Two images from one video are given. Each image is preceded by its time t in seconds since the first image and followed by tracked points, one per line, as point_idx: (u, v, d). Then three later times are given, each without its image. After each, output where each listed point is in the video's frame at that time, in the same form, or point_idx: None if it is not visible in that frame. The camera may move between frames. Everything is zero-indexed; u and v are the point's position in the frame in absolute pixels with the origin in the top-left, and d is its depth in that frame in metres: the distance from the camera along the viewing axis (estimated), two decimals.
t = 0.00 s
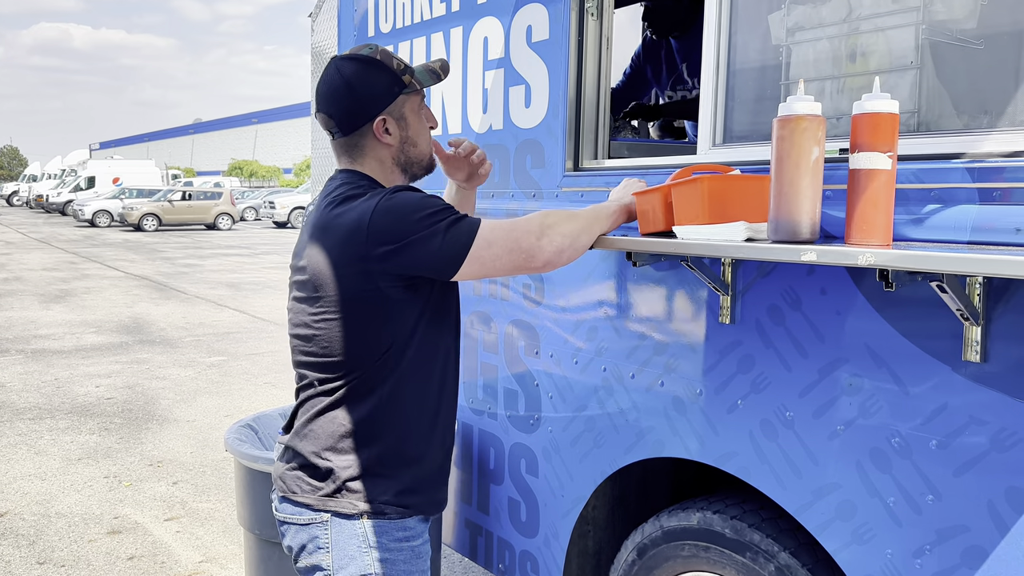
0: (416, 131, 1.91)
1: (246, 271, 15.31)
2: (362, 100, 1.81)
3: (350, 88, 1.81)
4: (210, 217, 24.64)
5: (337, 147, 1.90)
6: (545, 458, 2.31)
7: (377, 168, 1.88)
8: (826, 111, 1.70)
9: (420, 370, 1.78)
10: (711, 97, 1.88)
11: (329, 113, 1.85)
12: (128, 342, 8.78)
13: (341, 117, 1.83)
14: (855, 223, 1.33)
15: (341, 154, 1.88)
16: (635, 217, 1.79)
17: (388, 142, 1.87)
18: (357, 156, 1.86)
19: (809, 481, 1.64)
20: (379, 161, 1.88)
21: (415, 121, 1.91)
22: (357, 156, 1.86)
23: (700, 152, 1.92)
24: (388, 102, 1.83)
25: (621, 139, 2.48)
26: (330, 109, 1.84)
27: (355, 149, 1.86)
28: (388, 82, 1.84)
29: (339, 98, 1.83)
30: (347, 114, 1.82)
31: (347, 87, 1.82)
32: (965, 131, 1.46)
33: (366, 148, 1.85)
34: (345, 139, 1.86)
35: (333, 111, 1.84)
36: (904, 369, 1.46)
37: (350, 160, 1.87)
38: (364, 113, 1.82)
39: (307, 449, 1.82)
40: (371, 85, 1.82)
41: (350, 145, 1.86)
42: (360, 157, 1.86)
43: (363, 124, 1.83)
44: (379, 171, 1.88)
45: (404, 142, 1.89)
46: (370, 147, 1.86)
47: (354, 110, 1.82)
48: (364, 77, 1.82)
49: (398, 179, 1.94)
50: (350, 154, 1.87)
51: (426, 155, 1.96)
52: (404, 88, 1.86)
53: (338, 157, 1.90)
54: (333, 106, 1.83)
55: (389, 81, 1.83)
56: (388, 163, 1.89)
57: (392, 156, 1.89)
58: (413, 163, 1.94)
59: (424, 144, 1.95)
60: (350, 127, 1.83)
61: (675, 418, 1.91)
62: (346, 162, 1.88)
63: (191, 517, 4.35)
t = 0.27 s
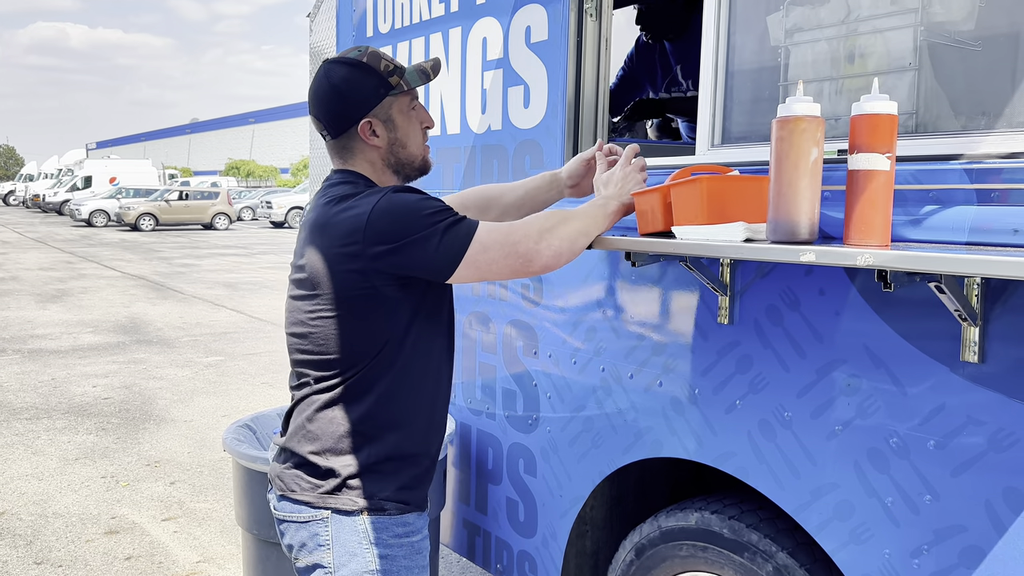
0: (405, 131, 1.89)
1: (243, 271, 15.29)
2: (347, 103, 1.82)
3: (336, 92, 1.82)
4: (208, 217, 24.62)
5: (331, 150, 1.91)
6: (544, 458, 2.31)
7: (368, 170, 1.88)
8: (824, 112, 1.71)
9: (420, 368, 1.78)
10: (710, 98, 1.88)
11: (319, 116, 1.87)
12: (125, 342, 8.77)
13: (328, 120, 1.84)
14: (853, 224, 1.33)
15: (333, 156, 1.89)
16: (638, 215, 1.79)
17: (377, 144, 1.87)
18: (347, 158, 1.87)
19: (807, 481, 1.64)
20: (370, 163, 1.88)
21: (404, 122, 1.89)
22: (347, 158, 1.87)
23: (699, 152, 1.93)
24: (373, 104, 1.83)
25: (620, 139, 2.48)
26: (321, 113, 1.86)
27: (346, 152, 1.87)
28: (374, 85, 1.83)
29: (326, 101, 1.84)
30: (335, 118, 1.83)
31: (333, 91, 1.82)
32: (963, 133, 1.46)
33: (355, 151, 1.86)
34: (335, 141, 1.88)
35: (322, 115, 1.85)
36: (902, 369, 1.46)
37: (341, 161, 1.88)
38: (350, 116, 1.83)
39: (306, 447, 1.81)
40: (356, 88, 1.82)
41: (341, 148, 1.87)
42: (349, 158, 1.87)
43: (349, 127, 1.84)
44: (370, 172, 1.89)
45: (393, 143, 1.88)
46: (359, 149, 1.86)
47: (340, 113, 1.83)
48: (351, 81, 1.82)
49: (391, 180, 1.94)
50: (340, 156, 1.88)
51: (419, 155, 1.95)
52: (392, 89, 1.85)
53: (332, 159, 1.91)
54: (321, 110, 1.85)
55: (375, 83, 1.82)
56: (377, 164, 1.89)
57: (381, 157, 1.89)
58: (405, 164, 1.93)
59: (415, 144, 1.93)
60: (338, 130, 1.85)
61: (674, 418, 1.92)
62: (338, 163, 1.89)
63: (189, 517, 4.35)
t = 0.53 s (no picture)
0: (409, 129, 1.89)
1: (239, 270, 15.27)
2: (348, 103, 1.82)
3: (336, 91, 1.83)
4: (204, 216, 24.58)
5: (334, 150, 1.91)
6: (542, 458, 2.31)
7: (372, 168, 1.88)
8: (823, 113, 1.71)
9: (420, 368, 1.77)
10: (709, 99, 1.89)
11: (321, 117, 1.87)
12: (121, 341, 8.76)
13: (331, 120, 1.85)
14: (852, 224, 1.34)
15: (337, 157, 1.90)
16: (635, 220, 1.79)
17: (380, 142, 1.86)
18: (350, 158, 1.87)
19: (804, 481, 1.65)
20: (374, 162, 1.88)
21: (407, 119, 1.88)
22: (350, 157, 1.87)
23: (697, 152, 1.93)
24: (374, 103, 1.83)
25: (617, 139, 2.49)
26: (323, 114, 1.86)
27: (349, 152, 1.87)
28: (374, 84, 1.83)
29: (327, 102, 1.84)
30: (337, 118, 1.84)
31: (333, 91, 1.83)
32: (960, 133, 1.47)
33: (358, 150, 1.86)
34: (338, 141, 1.88)
35: (324, 115, 1.86)
36: (899, 368, 1.47)
37: (345, 161, 1.88)
38: (351, 115, 1.83)
39: (304, 449, 1.80)
40: (356, 87, 1.82)
41: (345, 147, 1.87)
42: (353, 158, 1.87)
43: (351, 126, 1.84)
44: (375, 171, 1.89)
45: (398, 142, 1.88)
46: (363, 149, 1.86)
47: (342, 112, 1.83)
48: (351, 80, 1.82)
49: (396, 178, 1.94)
50: (344, 155, 1.88)
51: (424, 153, 1.94)
52: (394, 86, 1.85)
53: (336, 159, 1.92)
54: (322, 110, 1.85)
55: (376, 81, 1.83)
56: (382, 163, 1.89)
57: (386, 156, 1.89)
58: (410, 162, 1.92)
59: (419, 142, 1.92)
60: (340, 130, 1.85)
61: (672, 417, 1.92)
62: (342, 163, 1.89)
63: (185, 517, 4.34)
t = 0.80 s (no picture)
0: (424, 132, 1.89)
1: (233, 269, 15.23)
2: (367, 103, 1.82)
3: (355, 91, 1.82)
4: (197, 215, 24.51)
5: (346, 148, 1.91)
6: (537, 457, 2.31)
7: (386, 170, 1.88)
8: (819, 113, 1.72)
9: (422, 369, 1.77)
10: (705, 99, 1.89)
11: (336, 116, 1.86)
12: (113, 340, 8.72)
13: (347, 120, 1.84)
14: (848, 223, 1.34)
15: (349, 156, 1.89)
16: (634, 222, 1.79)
17: (395, 144, 1.87)
18: (364, 159, 1.87)
19: (799, 480, 1.66)
20: (387, 164, 1.88)
21: (422, 123, 1.89)
22: (364, 158, 1.87)
23: (692, 152, 1.93)
24: (392, 104, 1.83)
25: (613, 139, 2.49)
26: (338, 113, 1.85)
27: (363, 152, 1.87)
28: (393, 85, 1.83)
29: (344, 101, 1.83)
30: (352, 117, 1.83)
31: (352, 90, 1.82)
32: (955, 134, 1.48)
33: (373, 151, 1.86)
34: (352, 141, 1.87)
35: (339, 115, 1.85)
36: (894, 367, 1.48)
37: (359, 161, 1.88)
38: (369, 116, 1.83)
39: (307, 453, 1.80)
40: (375, 88, 1.81)
41: (358, 148, 1.87)
42: (367, 159, 1.87)
43: (368, 127, 1.84)
44: (388, 173, 1.89)
45: (413, 146, 1.88)
46: (378, 150, 1.86)
47: (359, 113, 1.82)
48: (369, 80, 1.81)
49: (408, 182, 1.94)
50: (358, 155, 1.88)
51: (436, 159, 1.95)
52: (411, 89, 1.85)
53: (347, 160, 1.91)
54: (339, 109, 1.84)
55: (394, 83, 1.82)
56: (396, 166, 1.89)
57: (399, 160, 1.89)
58: (423, 167, 1.93)
59: (433, 146, 1.93)
60: (357, 130, 1.84)
61: (668, 417, 1.92)
62: (355, 164, 1.89)
63: (179, 516, 4.33)
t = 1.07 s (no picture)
0: (428, 135, 1.89)
1: (222, 267, 15.16)
2: (373, 104, 1.81)
3: (360, 92, 1.81)
4: (186, 213, 24.38)
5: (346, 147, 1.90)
6: (531, 455, 2.31)
7: (387, 171, 1.88)
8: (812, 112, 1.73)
9: (420, 367, 1.76)
10: (698, 98, 1.89)
11: (340, 116, 1.85)
12: (101, 339, 8.67)
13: (351, 120, 1.83)
14: (844, 222, 1.35)
15: (351, 156, 1.88)
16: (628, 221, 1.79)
17: (399, 145, 1.86)
18: (367, 158, 1.86)
19: (793, 477, 1.67)
20: (389, 164, 1.87)
21: (427, 125, 1.89)
22: (367, 158, 1.86)
23: (686, 151, 1.94)
24: (398, 106, 1.83)
25: (606, 138, 2.49)
26: (341, 112, 1.84)
27: (366, 152, 1.86)
28: (398, 86, 1.83)
29: (349, 101, 1.82)
30: (356, 117, 1.83)
31: (357, 91, 1.81)
32: (948, 134, 1.49)
33: (376, 152, 1.85)
34: (356, 141, 1.86)
35: (343, 115, 1.84)
36: (888, 366, 1.49)
37: (361, 161, 1.87)
38: (374, 117, 1.82)
39: (308, 454, 1.79)
40: (381, 89, 1.81)
41: (362, 147, 1.86)
42: (370, 159, 1.86)
43: (373, 128, 1.83)
44: (389, 174, 1.88)
45: (416, 147, 1.88)
46: (381, 150, 1.86)
47: (364, 113, 1.82)
48: (375, 81, 1.81)
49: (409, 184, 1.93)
50: (360, 155, 1.87)
51: (438, 162, 1.94)
52: (417, 91, 1.85)
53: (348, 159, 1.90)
54: (343, 110, 1.83)
55: (400, 85, 1.82)
56: (398, 167, 1.89)
57: (403, 161, 1.88)
58: (425, 169, 1.92)
59: (436, 148, 1.92)
60: (361, 130, 1.84)
61: (662, 415, 1.93)
62: (357, 163, 1.88)
63: (169, 516, 4.31)
